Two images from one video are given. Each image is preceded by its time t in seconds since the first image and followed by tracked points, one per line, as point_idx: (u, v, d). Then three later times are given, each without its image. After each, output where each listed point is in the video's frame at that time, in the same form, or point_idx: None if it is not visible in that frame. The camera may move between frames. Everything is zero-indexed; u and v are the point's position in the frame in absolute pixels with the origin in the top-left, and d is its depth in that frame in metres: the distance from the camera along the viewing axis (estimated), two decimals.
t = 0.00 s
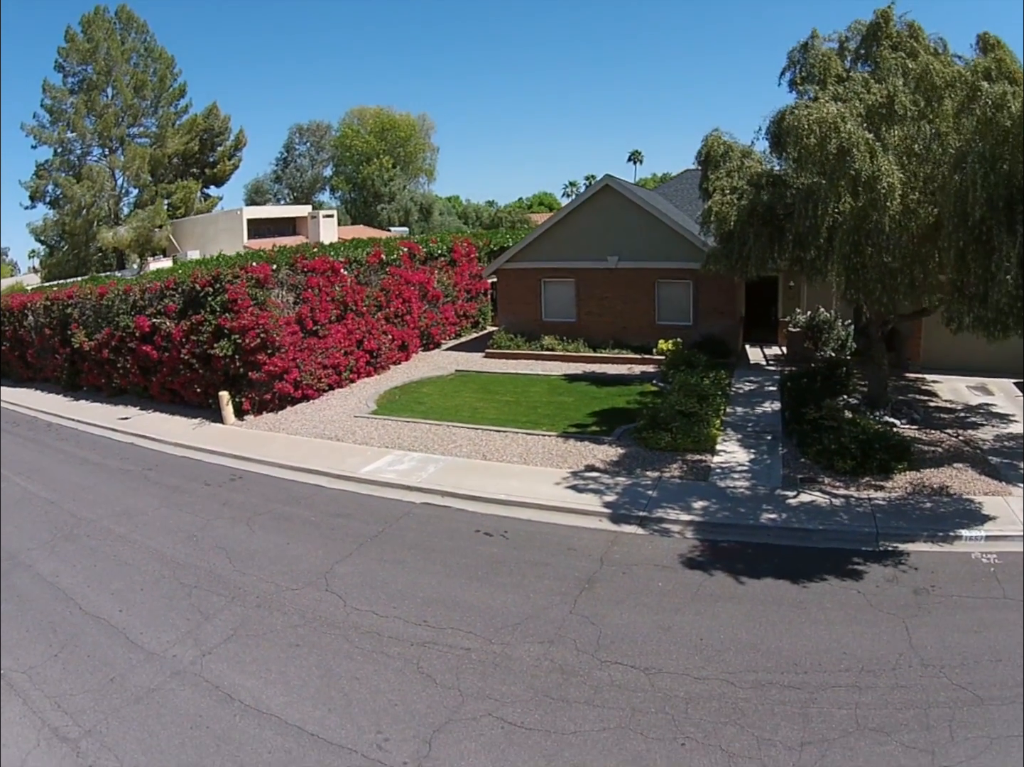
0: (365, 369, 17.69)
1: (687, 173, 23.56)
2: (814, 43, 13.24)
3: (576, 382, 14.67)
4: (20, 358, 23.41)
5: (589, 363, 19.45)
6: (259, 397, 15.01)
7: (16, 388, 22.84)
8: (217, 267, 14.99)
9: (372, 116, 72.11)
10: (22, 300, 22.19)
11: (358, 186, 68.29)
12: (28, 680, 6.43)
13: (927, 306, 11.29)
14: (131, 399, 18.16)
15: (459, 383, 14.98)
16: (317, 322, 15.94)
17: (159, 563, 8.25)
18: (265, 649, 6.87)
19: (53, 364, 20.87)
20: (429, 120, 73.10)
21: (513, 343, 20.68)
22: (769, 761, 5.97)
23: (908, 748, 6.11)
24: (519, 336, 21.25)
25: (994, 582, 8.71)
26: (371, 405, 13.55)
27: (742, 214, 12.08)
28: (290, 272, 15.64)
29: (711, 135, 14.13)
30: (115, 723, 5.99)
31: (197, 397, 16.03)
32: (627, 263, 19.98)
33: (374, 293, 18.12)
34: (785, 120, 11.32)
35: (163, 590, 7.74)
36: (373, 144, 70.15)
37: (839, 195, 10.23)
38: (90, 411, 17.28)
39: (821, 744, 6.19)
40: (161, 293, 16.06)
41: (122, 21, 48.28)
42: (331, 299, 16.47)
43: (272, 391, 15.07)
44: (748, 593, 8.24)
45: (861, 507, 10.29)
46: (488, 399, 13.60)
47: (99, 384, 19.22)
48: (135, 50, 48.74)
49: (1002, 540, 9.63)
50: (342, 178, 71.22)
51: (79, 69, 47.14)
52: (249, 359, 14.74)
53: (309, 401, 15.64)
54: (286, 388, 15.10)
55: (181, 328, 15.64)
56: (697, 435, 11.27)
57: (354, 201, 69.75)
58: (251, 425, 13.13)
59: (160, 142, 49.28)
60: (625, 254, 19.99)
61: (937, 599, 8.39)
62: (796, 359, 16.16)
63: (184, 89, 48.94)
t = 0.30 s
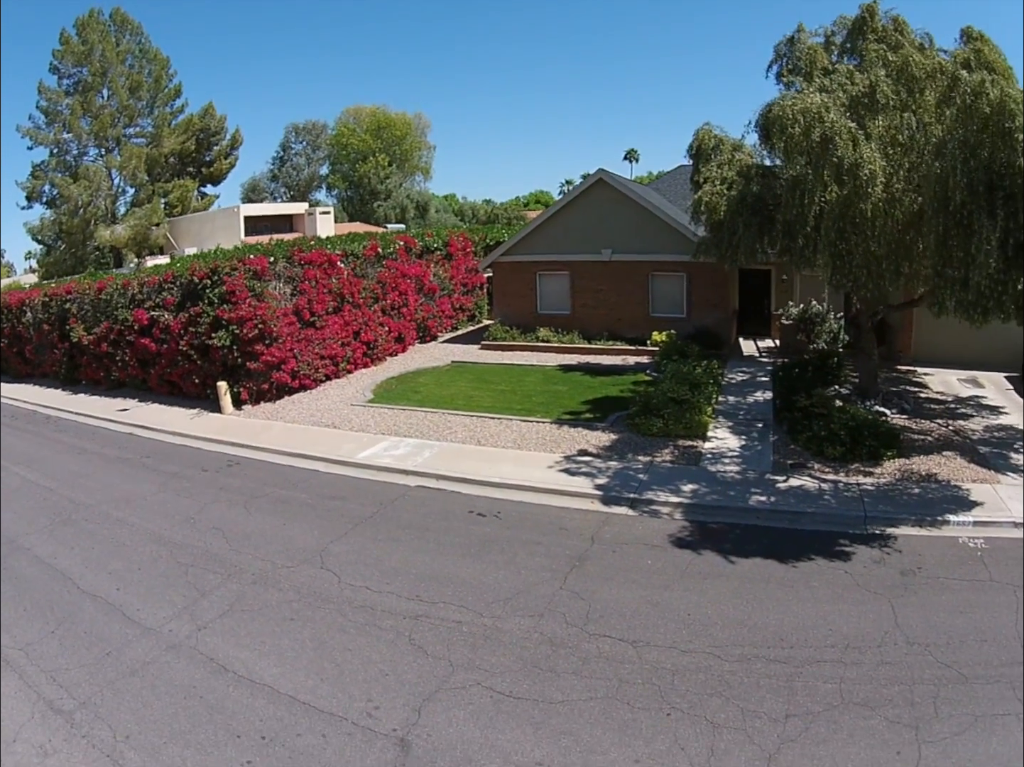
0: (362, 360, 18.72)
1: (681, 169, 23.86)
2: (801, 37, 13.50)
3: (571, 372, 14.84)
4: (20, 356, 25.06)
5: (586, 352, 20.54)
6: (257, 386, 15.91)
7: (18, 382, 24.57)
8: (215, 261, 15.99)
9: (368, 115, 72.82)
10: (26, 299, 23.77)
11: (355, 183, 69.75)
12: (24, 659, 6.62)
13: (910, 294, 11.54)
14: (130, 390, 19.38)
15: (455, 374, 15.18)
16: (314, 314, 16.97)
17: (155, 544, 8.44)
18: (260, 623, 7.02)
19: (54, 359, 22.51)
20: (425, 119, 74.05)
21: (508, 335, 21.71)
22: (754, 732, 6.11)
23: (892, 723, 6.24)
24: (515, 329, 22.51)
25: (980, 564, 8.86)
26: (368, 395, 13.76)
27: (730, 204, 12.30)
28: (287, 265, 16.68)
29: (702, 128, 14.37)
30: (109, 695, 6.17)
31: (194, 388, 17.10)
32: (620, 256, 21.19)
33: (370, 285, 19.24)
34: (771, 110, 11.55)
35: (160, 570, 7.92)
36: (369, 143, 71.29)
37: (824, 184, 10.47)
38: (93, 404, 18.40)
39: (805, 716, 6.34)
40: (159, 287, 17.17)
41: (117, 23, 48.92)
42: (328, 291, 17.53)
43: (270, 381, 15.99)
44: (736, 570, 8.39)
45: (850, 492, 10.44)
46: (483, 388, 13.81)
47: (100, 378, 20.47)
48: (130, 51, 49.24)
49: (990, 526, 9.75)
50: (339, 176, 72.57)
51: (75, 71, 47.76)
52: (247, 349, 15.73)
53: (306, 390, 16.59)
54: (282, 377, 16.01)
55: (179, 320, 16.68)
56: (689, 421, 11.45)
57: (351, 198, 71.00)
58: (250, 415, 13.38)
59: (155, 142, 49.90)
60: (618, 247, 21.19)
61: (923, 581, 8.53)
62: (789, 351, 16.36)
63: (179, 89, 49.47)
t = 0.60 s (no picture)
0: (356, 357, 19.13)
1: (674, 169, 24.15)
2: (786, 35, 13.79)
3: (562, 368, 15.06)
4: (16, 353, 25.43)
5: (576, 348, 20.94)
6: (252, 382, 16.24)
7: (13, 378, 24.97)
8: (211, 258, 16.25)
9: (363, 117, 73.39)
10: (22, 297, 24.16)
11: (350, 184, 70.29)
12: (19, 640, 6.83)
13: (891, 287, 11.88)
14: (126, 386, 19.71)
15: (449, 370, 15.41)
16: (309, 311, 17.30)
17: (150, 533, 8.67)
18: (253, 606, 7.23)
19: (50, 356, 22.86)
20: (420, 121, 74.67)
21: (500, 333, 22.37)
22: (733, 711, 6.29)
23: (871, 704, 6.44)
24: (507, 327, 22.97)
25: (962, 553, 9.05)
26: (362, 390, 14.01)
27: (718, 201, 12.58)
28: (283, 262, 16.97)
29: (691, 128, 14.61)
30: (101, 674, 6.37)
31: (190, 384, 17.40)
32: (611, 254, 21.56)
33: (365, 283, 19.63)
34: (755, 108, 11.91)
35: (155, 557, 8.15)
36: (364, 145, 71.46)
37: (807, 179, 10.79)
38: (90, 400, 18.70)
39: (785, 696, 6.53)
40: (155, 284, 17.46)
41: (113, 26, 49.34)
42: (323, 289, 17.87)
43: (264, 377, 16.31)
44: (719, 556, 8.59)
45: (834, 483, 10.66)
46: (475, 384, 14.06)
47: (97, 374, 20.84)
48: (125, 53, 49.62)
49: (973, 516, 9.94)
50: (334, 177, 73.28)
51: (71, 73, 48.12)
52: (242, 345, 16.05)
53: (301, 386, 16.92)
54: (277, 373, 16.36)
55: (175, 317, 16.95)
56: (677, 415, 11.70)
57: (346, 199, 71.45)
58: (246, 411, 13.64)
59: (151, 143, 50.35)
60: (608, 245, 21.59)
61: (904, 568, 8.72)
62: (779, 349, 16.61)
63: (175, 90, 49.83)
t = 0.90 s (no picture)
0: (353, 351, 19.44)
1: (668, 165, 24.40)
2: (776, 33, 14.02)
3: (556, 360, 15.30)
4: (16, 350, 25.73)
5: (570, 341, 21.25)
6: (251, 374, 16.52)
7: (15, 375, 25.27)
8: (210, 253, 16.52)
9: (360, 116, 73.76)
10: (22, 295, 24.42)
11: (347, 182, 70.60)
12: (23, 623, 7.05)
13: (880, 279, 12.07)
14: (126, 381, 19.99)
15: (445, 362, 15.65)
16: (306, 304, 17.60)
17: (151, 521, 8.91)
18: (252, 587, 7.46)
19: (50, 352, 23.15)
20: (415, 118, 75.17)
21: (496, 327, 22.72)
22: (717, 686, 6.51)
23: (852, 682, 6.66)
24: (503, 321, 23.27)
25: (946, 540, 9.27)
26: (359, 383, 14.25)
27: (708, 195, 12.80)
28: (281, 257, 17.24)
29: (683, 124, 14.86)
30: (104, 654, 6.58)
31: (190, 377, 17.66)
32: (605, 248, 21.81)
33: (362, 278, 19.92)
34: (743, 104, 12.13)
35: (156, 542, 8.38)
36: (362, 142, 72.08)
37: (793, 173, 11.00)
38: (91, 395, 18.96)
39: (767, 673, 6.74)
40: (155, 280, 17.74)
41: (110, 26, 49.68)
42: (320, 283, 18.17)
43: (263, 370, 16.59)
44: (706, 539, 8.81)
45: (822, 471, 10.89)
46: (470, 375, 14.31)
47: (97, 369, 21.10)
48: (123, 53, 50.02)
49: (958, 504, 10.15)
50: (331, 174, 73.72)
51: (68, 73, 48.34)
52: (242, 338, 16.32)
53: (299, 379, 17.20)
54: (276, 366, 16.64)
55: (175, 311, 17.22)
56: (668, 405, 11.94)
57: (343, 196, 71.82)
58: (246, 404, 13.88)
59: (149, 142, 50.72)
60: (602, 240, 21.84)
61: (888, 552, 8.94)
62: (772, 342, 16.85)
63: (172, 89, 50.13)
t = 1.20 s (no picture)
0: (353, 349, 19.73)
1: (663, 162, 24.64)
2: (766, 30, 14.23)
3: (553, 356, 15.54)
4: (19, 353, 26.05)
5: (567, 336, 21.48)
6: (253, 373, 16.79)
7: (18, 378, 25.60)
8: (211, 255, 16.77)
9: (358, 115, 74.00)
10: (25, 298, 24.71)
11: (346, 182, 71.00)
12: (35, 614, 7.30)
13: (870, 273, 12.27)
14: (129, 382, 20.28)
15: (445, 360, 15.89)
16: (307, 304, 17.88)
17: (157, 516, 9.15)
18: (256, 578, 7.69)
19: (53, 355, 23.47)
20: (412, 118, 75.57)
21: (495, 324, 22.96)
22: (707, 667, 6.72)
23: (840, 663, 6.88)
24: (501, 319, 23.54)
25: (935, 527, 9.47)
26: (360, 381, 14.49)
27: (699, 192, 13.04)
28: (281, 257, 17.48)
29: (675, 122, 15.09)
30: (113, 643, 6.82)
31: (193, 377, 17.94)
32: (601, 246, 22.04)
33: (361, 278, 20.19)
34: (732, 102, 12.35)
35: (162, 536, 8.62)
36: (359, 143, 72.71)
37: (782, 169, 11.23)
38: (96, 396, 19.25)
39: (756, 654, 6.95)
40: (157, 282, 18.00)
41: (107, 32, 50.04)
42: (320, 283, 18.44)
43: (265, 369, 16.87)
44: (700, 526, 9.03)
45: (815, 461, 11.10)
46: (468, 372, 14.55)
47: (100, 371, 21.40)
48: (120, 58, 50.42)
49: (948, 493, 10.35)
50: (330, 175, 74.60)
51: (66, 79, 48.73)
52: (244, 338, 16.59)
53: (301, 378, 17.47)
54: (277, 365, 16.90)
55: (177, 312, 17.49)
56: (663, 398, 12.17)
57: (341, 197, 72.39)
58: (249, 403, 14.12)
59: (148, 146, 51.16)
60: (598, 237, 22.06)
61: (878, 539, 9.15)
62: (768, 336, 17.07)
63: (170, 94, 50.44)
